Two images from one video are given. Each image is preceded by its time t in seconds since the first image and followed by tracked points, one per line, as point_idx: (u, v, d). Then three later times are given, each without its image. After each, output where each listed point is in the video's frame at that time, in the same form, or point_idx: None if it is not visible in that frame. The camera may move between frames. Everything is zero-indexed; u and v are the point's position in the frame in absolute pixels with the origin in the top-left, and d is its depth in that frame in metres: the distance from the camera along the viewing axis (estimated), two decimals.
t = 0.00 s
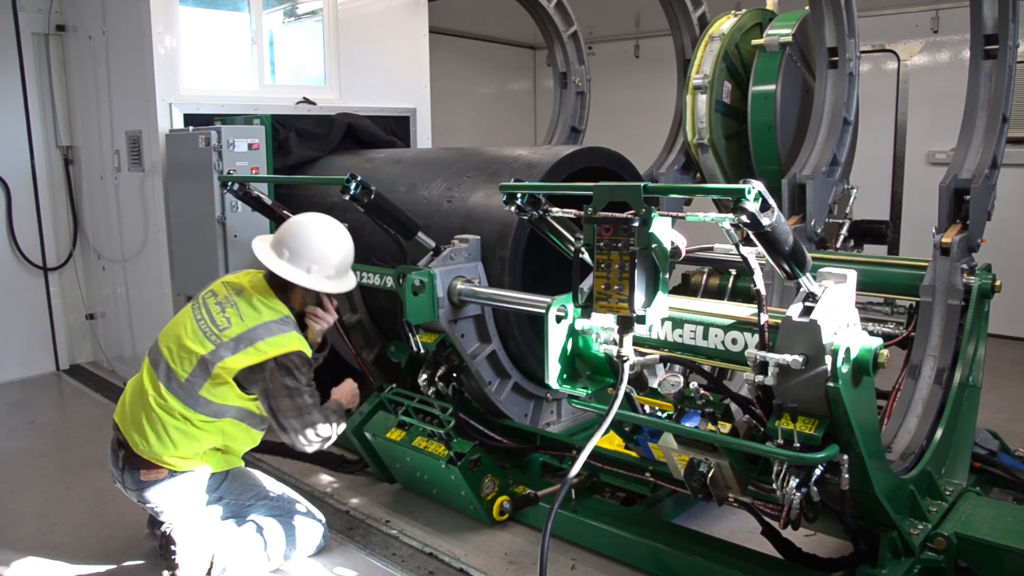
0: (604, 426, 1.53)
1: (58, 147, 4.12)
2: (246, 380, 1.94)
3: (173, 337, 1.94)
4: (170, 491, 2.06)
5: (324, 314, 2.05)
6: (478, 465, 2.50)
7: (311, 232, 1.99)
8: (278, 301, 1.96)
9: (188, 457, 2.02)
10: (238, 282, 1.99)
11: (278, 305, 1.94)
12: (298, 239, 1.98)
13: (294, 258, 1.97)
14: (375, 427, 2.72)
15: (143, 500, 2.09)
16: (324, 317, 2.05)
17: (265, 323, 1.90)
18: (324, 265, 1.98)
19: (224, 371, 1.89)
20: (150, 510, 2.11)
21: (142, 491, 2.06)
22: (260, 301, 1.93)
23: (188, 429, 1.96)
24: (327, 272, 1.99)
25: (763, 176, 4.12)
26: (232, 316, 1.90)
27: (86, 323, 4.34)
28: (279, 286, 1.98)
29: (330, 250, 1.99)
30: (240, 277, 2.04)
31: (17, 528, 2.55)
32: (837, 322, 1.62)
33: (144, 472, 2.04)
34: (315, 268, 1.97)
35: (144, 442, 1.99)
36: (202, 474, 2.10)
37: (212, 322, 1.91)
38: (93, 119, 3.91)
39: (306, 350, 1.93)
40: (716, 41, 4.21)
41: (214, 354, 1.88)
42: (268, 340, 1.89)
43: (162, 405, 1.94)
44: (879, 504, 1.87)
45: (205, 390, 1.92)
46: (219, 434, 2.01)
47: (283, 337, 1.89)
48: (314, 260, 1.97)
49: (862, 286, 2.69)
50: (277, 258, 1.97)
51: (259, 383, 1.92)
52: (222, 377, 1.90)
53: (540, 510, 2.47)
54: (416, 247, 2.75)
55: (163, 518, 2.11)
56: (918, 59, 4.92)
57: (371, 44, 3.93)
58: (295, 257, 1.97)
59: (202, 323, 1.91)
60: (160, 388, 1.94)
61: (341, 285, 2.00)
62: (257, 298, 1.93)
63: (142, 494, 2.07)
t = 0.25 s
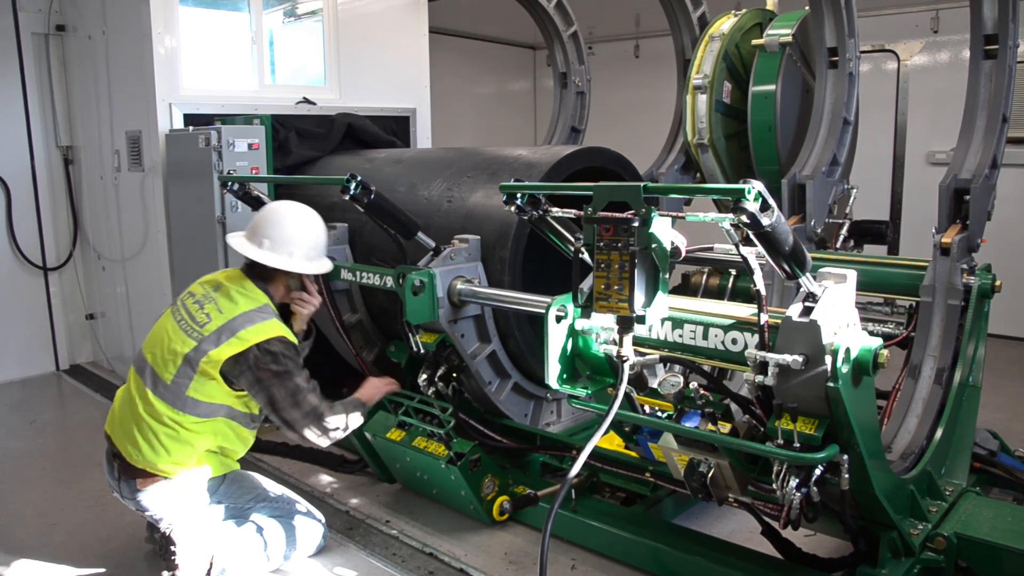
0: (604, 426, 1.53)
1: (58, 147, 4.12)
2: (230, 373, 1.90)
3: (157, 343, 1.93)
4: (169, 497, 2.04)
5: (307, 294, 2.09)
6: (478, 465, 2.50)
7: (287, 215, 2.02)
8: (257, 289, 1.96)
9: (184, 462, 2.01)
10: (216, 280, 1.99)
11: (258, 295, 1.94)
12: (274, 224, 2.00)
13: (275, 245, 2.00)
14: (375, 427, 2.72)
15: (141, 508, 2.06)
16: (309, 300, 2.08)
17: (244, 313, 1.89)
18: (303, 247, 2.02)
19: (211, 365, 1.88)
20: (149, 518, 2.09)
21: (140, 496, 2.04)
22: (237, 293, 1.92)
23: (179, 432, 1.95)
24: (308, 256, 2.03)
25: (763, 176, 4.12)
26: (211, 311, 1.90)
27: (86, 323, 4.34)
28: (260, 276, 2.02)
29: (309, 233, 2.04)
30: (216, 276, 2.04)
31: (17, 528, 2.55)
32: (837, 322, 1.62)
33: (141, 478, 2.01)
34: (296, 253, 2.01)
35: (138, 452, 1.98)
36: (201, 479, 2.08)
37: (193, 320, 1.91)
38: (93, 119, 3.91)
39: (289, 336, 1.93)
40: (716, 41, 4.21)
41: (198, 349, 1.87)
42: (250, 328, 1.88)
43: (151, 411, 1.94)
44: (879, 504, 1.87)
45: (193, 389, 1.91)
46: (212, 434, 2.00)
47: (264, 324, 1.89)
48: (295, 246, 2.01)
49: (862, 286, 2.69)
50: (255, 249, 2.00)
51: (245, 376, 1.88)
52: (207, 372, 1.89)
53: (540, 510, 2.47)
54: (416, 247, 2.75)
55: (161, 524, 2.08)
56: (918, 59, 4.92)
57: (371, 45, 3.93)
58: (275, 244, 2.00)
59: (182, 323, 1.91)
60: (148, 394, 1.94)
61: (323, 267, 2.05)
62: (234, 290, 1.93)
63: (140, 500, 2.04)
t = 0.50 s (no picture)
0: (604, 426, 1.53)
1: (58, 147, 4.12)
2: (226, 368, 1.92)
3: (144, 352, 1.93)
4: (167, 500, 2.03)
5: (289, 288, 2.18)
6: (478, 465, 2.50)
7: (262, 207, 2.07)
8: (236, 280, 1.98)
9: (180, 466, 2.00)
10: (192, 281, 2.00)
11: (238, 286, 1.95)
12: (250, 217, 2.05)
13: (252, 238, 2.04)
14: (375, 427, 2.72)
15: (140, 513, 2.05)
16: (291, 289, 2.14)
17: (232, 307, 1.91)
18: (280, 238, 2.06)
19: (206, 362, 1.89)
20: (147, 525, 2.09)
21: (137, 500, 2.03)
22: (218, 289, 1.93)
23: (173, 436, 1.95)
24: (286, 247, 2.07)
25: (763, 176, 4.12)
26: (196, 310, 1.90)
27: (86, 323, 4.34)
28: (241, 270, 2.06)
29: (286, 223, 2.08)
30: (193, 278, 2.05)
31: (17, 528, 2.55)
32: (837, 322, 1.62)
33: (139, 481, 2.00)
34: (274, 244, 2.05)
35: (132, 461, 1.97)
36: (199, 480, 2.07)
37: (178, 321, 1.91)
38: (93, 119, 3.91)
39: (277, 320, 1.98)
40: (716, 40, 4.21)
41: (193, 348, 1.88)
42: (239, 321, 1.91)
43: (143, 417, 1.94)
44: (879, 504, 1.87)
45: (188, 391, 1.91)
46: (206, 436, 1.99)
47: (253, 314, 1.92)
48: (270, 237, 2.05)
49: (862, 286, 2.69)
50: (233, 244, 2.04)
51: (242, 367, 1.92)
52: (203, 370, 1.90)
53: (540, 511, 2.47)
54: (416, 247, 2.75)
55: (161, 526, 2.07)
56: (918, 58, 4.92)
57: (371, 45, 3.94)
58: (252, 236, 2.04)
59: (169, 327, 1.91)
60: (139, 401, 1.94)
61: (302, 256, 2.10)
62: (213, 286, 1.94)
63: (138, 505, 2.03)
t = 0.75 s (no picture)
0: (605, 426, 1.53)
1: (58, 147, 4.12)
2: (223, 364, 1.93)
3: (138, 357, 1.93)
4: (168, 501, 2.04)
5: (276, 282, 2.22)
6: (478, 465, 2.50)
7: (243, 203, 2.09)
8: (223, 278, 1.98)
9: (179, 468, 2.00)
10: (179, 283, 2.00)
11: (225, 283, 1.96)
12: (233, 214, 2.06)
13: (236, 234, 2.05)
14: (375, 427, 2.73)
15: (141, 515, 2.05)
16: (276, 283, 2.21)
17: (223, 304, 1.92)
18: (263, 233, 2.08)
19: (202, 361, 1.90)
20: (147, 528, 2.09)
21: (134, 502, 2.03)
22: (207, 288, 1.94)
23: (172, 438, 1.95)
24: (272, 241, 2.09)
25: (763, 176, 4.12)
26: (187, 311, 1.91)
27: (86, 323, 4.34)
28: (227, 267, 2.07)
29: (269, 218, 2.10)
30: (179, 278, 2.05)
31: (16, 528, 2.55)
32: (837, 322, 1.62)
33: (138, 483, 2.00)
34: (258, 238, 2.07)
35: (131, 466, 1.97)
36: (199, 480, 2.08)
37: (170, 323, 1.91)
38: (93, 119, 3.90)
39: (268, 313, 1.99)
40: (716, 40, 4.21)
41: (188, 347, 1.89)
42: (232, 317, 1.91)
43: (141, 420, 1.93)
44: (879, 504, 1.87)
45: (186, 391, 1.92)
46: (204, 437, 1.99)
47: (245, 309, 1.93)
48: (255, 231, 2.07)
49: (862, 286, 2.69)
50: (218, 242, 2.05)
51: (239, 363, 1.92)
52: (200, 369, 1.91)
53: (540, 510, 2.47)
54: (416, 247, 2.75)
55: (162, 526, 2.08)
56: (918, 58, 4.92)
57: (371, 45, 3.93)
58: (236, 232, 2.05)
59: (162, 330, 1.91)
60: (136, 403, 1.93)
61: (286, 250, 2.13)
62: (201, 285, 1.94)
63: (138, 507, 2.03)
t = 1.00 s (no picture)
0: (605, 426, 1.52)
1: (58, 147, 4.12)
2: (219, 363, 1.92)
3: (133, 357, 1.93)
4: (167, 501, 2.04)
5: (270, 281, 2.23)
6: (478, 465, 2.49)
7: (238, 202, 2.09)
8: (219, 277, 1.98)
9: (178, 467, 2.00)
10: (174, 282, 2.00)
11: (221, 281, 1.96)
12: (225, 213, 2.06)
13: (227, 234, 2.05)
14: (375, 427, 2.73)
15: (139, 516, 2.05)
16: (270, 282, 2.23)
17: (218, 303, 1.92)
18: (257, 233, 2.08)
19: (198, 359, 1.90)
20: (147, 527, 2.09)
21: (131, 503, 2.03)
22: (202, 287, 1.94)
23: (169, 437, 1.95)
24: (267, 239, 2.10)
25: (763, 177, 4.12)
26: (182, 310, 1.92)
27: (86, 324, 4.34)
28: (222, 267, 2.06)
29: (265, 218, 2.11)
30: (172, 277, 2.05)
31: (16, 528, 2.55)
32: (837, 322, 1.62)
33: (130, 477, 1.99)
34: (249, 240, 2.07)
35: (128, 465, 1.97)
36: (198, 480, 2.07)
37: (166, 322, 1.92)
38: (93, 119, 3.90)
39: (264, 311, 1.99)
40: (716, 40, 4.21)
41: (184, 346, 1.89)
42: (227, 315, 1.92)
43: (138, 420, 1.93)
44: (879, 504, 1.87)
45: (182, 390, 1.92)
46: (202, 436, 1.99)
47: (240, 307, 1.94)
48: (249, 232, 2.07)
49: (862, 286, 2.69)
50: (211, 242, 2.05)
51: (235, 361, 1.92)
52: (196, 368, 1.92)
53: (540, 511, 2.48)
54: (417, 248, 2.75)
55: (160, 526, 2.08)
56: (918, 59, 4.92)
57: (371, 45, 3.94)
58: (227, 233, 2.05)
59: (157, 329, 1.92)
60: (134, 403, 1.93)
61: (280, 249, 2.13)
62: (196, 284, 1.94)
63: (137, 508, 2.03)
